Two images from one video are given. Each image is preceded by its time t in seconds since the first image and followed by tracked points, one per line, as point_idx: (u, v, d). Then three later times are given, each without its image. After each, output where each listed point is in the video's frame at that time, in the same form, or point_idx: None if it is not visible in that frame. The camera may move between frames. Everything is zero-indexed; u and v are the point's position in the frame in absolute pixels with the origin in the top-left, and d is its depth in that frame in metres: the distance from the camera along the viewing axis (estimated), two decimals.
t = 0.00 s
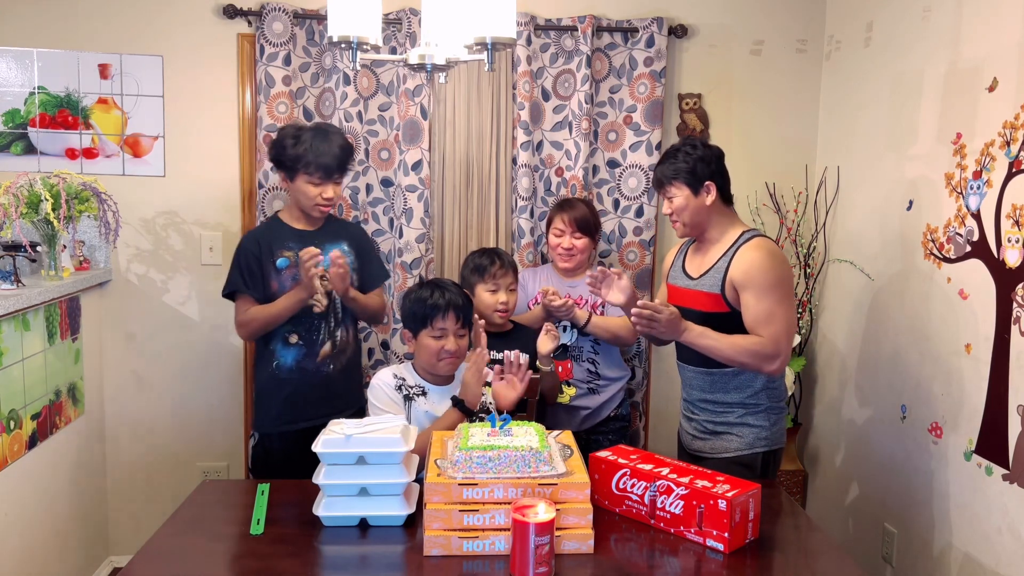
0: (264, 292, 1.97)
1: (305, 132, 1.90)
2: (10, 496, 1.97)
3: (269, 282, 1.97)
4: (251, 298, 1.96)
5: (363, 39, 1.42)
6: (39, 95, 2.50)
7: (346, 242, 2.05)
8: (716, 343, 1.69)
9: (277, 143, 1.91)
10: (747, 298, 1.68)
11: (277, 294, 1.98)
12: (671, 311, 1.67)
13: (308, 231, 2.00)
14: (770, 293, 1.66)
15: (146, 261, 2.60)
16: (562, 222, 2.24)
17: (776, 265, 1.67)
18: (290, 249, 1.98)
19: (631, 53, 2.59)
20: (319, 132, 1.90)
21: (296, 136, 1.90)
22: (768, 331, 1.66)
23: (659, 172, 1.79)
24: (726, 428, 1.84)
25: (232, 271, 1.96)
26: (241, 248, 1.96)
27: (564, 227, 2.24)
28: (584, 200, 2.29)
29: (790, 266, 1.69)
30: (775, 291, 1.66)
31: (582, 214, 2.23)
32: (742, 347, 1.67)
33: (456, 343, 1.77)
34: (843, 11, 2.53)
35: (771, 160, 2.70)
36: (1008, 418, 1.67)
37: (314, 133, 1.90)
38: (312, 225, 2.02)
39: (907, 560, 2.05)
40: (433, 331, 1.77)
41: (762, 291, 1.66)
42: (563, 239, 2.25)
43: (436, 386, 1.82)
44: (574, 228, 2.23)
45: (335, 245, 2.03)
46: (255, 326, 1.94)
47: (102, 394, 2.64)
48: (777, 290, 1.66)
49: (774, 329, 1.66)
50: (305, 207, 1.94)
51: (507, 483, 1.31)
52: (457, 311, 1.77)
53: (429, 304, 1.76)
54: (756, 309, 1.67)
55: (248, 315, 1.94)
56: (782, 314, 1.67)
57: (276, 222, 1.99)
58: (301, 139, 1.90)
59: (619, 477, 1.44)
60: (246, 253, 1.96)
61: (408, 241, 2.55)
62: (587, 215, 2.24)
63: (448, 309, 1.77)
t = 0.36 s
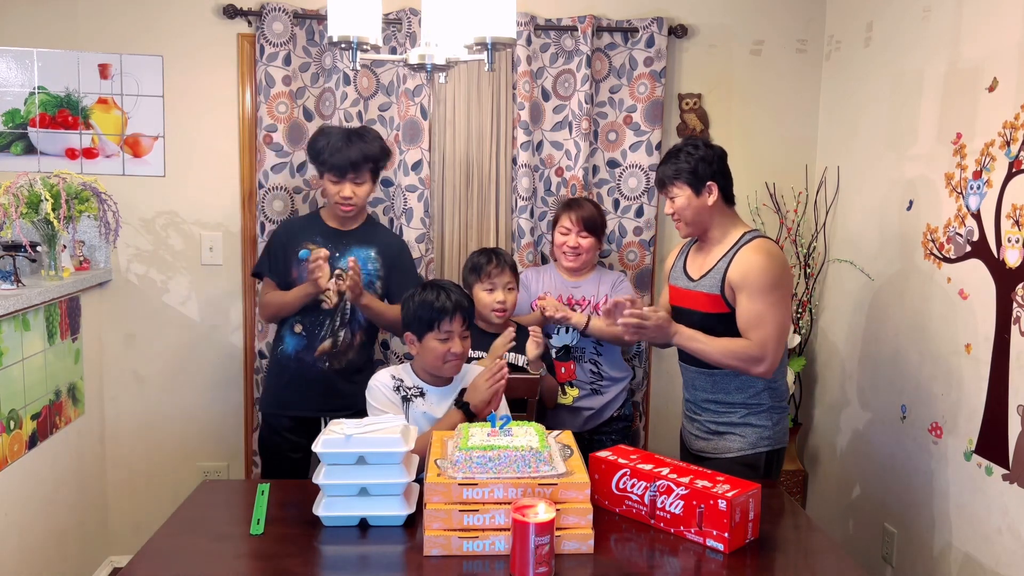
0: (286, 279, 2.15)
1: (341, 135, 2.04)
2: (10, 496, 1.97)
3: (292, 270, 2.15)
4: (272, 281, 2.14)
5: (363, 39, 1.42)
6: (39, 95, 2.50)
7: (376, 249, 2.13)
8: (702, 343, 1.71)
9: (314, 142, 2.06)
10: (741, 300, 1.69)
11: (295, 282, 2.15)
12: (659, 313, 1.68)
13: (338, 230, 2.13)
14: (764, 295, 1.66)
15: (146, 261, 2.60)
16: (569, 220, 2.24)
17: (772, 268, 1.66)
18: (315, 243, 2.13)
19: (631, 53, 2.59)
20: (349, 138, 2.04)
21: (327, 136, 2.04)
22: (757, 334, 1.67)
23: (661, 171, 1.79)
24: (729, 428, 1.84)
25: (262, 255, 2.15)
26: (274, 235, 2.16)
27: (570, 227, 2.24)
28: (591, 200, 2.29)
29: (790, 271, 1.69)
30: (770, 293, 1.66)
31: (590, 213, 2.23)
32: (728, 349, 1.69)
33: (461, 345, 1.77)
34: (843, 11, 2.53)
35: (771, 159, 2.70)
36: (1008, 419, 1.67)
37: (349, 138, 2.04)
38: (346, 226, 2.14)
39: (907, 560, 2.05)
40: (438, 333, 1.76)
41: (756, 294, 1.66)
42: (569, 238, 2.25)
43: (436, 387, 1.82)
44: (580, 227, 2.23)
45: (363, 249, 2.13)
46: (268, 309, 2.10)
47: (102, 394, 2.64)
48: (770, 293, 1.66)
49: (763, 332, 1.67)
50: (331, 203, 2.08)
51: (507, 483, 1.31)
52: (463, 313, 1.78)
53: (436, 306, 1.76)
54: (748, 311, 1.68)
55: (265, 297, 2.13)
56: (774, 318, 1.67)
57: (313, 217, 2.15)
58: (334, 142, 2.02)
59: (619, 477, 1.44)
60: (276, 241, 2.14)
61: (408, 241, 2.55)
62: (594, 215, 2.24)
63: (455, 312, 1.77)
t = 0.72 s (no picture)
0: (291, 277, 2.19)
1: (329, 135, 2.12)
2: (10, 496, 1.97)
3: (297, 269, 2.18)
4: (278, 280, 2.19)
5: (363, 39, 1.42)
6: (39, 95, 2.50)
7: (377, 248, 2.13)
8: (708, 344, 1.71)
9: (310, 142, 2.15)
10: (746, 303, 1.69)
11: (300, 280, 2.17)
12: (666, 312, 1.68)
13: (340, 230, 2.15)
14: (769, 299, 1.66)
15: (146, 261, 2.60)
16: (576, 222, 2.23)
17: (777, 272, 1.67)
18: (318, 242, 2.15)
19: (631, 53, 2.59)
20: (334, 136, 2.10)
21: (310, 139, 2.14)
22: (761, 337, 1.67)
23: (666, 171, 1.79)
24: (727, 428, 1.84)
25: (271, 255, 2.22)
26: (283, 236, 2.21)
27: (578, 228, 2.23)
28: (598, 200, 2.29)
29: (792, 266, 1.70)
30: (775, 297, 1.67)
31: (597, 214, 2.22)
32: (733, 352, 1.69)
33: (459, 345, 1.77)
34: (843, 11, 2.53)
35: (771, 159, 2.70)
36: (1008, 419, 1.67)
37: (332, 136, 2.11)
38: (351, 225, 2.16)
39: (907, 560, 2.05)
40: (437, 333, 1.76)
41: (762, 297, 1.66)
42: (576, 239, 2.24)
43: (435, 387, 1.82)
44: (588, 229, 2.22)
45: (365, 248, 2.13)
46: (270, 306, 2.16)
47: (102, 394, 2.64)
48: (776, 297, 1.66)
49: (767, 336, 1.67)
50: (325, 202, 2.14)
51: (507, 483, 1.31)
52: (462, 313, 1.78)
53: (434, 306, 1.76)
54: (753, 314, 1.68)
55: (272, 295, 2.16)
56: (778, 321, 1.67)
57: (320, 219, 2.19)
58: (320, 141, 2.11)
59: (619, 477, 1.44)
60: (284, 241, 2.20)
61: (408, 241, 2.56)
62: (601, 216, 2.23)
63: (453, 311, 1.77)
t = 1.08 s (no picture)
0: (269, 283, 2.11)
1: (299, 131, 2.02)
2: (10, 496, 1.97)
3: (275, 274, 2.10)
4: (256, 286, 2.11)
5: (363, 39, 1.42)
6: (39, 95, 2.50)
7: (359, 245, 2.07)
8: (716, 355, 1.70)
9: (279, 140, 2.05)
10: (749, 308, 1.68)
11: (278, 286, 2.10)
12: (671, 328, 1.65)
13: (320, 231, 2.07)
14: (774, 303, 1.66)
15: (146, 261, 2.60)
16: (586, 220, 2.23)
17: (781, 276, 1.67)
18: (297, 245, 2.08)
19: (631, 53, 2.59)
20: (307, 132, 2.01)
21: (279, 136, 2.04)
22: (768, 343, 1.67)
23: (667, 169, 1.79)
24: (724, 431, 1.84)
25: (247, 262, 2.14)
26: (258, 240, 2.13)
27: (587, 227, 2.23)
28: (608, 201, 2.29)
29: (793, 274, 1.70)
30: (779, 301, 1.67)
31: (607, 214, 2.23)
32: (742, 360, 1.68)
33: (457, 344, 1.76)
34: (843, 11, 2.53)
35: (771, 160, 2.70)
36: (1008, 419, 1.67)
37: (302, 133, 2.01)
38: (330, 224, 2.08)
39: (907, 560, 2.05)
40: (434, 332, 1.77)
41: (766, 302, 1.66)
42: (585, 238, 2.24)
43: (436, 387, 1.82)
44: (597, 228, 2.22)
45: (346, 248, 2.06)
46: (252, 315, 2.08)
47: (102, 394, 2.64)
48: (780, 301, 1.66)
49: (774, 342, 1.67)
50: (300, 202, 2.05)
51: (507, 483, 1.31)
52: (458, 311, 1.78)
53: (430, 304, 1.77)
54: (757, 319, 1.67)
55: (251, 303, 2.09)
56: (784, 326, 1.67)
57: (294, 221, 2.11)
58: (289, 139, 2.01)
59: (619, 477, 1.44)
60: (258, 246, 2.11)
61: (408, 241, 2.55)
62: (610, 216, 2.24)
63: (450, 310, 1.77)
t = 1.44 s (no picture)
0: (240, 296, 1.92)
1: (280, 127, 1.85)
2: (10, 497, 1.96)
3: (245, 286, 1.91)
4: (227, 301, 1.91)
5: (363, 39, 1.42)
6: (39, 95, 2.50)
7: (328, 245, 1.96)
8: (701, 355, 1.73)
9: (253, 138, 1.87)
10: (740, 307, 1.68)
11: (253, 299, 1.91)
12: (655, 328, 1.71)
13: (289, 234, 1.93)
14: (763, 303, 1.65)
15: (146, 260, 2.60)
16: (586, 219, 2.23)
17: (771, 276, 1.66)
18: (268, 252, 1.91)
19: (631, 53, 2.59)
20: (295, 128, 1.85)
21: (270, 131, 1.85)
22: (756, 344, 1.67)
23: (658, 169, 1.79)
24: (719, 432, 1.84)
25: (210, 277, 1.89)
26: (219, 250, 1.90)
27: (587, 227, 2.22)
28: (609, 201, 2.28)
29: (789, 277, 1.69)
30: (769, 302, 1.66)
31: (608, 214, 2.22)
32: (727, 361, 1.70)
33: (456, 343, 1.76)
34: (843, 11, 2.53)
35: (771, 159, 2.70)
36: (1008, 419, 1.67)
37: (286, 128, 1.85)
38: (295, 227, 1.94)
39: (907, 560, 2.05)
40: (433, 331, 1.77)
41: (756, 302, 1.66)
42: (585, 237, 2.24)
43: (437, 387, 1.82)
44: (597, 227, 2.22)
45: (317, 249, 1.95)
46: (228, 333, 1.88)
47: (102, 394, 2.64)
48: (770, 302, 1.66)
49: (762, 343, 1.66)
50: (280, 204, 1.87)
51: (507, 483, 1.31)
52: (457, 311, 1.77)
53: (429, 304, 1.76)
54: (746, 319, 1.67)
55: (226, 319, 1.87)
56: (773, 326, 1.66)
57: (255, 225, 1.93)
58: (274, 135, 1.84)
59: (619, 477, 1.44)
60: (220, 256, 1.90)
61: (408, 241, 2.55)
62: (612, 216, 2.23)
63: (448, 309, 1.77)
